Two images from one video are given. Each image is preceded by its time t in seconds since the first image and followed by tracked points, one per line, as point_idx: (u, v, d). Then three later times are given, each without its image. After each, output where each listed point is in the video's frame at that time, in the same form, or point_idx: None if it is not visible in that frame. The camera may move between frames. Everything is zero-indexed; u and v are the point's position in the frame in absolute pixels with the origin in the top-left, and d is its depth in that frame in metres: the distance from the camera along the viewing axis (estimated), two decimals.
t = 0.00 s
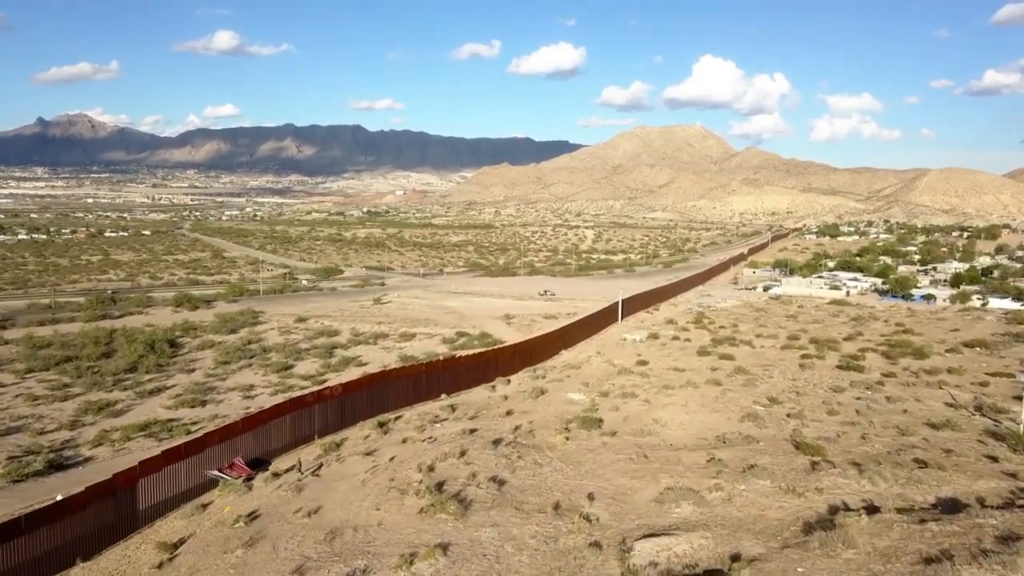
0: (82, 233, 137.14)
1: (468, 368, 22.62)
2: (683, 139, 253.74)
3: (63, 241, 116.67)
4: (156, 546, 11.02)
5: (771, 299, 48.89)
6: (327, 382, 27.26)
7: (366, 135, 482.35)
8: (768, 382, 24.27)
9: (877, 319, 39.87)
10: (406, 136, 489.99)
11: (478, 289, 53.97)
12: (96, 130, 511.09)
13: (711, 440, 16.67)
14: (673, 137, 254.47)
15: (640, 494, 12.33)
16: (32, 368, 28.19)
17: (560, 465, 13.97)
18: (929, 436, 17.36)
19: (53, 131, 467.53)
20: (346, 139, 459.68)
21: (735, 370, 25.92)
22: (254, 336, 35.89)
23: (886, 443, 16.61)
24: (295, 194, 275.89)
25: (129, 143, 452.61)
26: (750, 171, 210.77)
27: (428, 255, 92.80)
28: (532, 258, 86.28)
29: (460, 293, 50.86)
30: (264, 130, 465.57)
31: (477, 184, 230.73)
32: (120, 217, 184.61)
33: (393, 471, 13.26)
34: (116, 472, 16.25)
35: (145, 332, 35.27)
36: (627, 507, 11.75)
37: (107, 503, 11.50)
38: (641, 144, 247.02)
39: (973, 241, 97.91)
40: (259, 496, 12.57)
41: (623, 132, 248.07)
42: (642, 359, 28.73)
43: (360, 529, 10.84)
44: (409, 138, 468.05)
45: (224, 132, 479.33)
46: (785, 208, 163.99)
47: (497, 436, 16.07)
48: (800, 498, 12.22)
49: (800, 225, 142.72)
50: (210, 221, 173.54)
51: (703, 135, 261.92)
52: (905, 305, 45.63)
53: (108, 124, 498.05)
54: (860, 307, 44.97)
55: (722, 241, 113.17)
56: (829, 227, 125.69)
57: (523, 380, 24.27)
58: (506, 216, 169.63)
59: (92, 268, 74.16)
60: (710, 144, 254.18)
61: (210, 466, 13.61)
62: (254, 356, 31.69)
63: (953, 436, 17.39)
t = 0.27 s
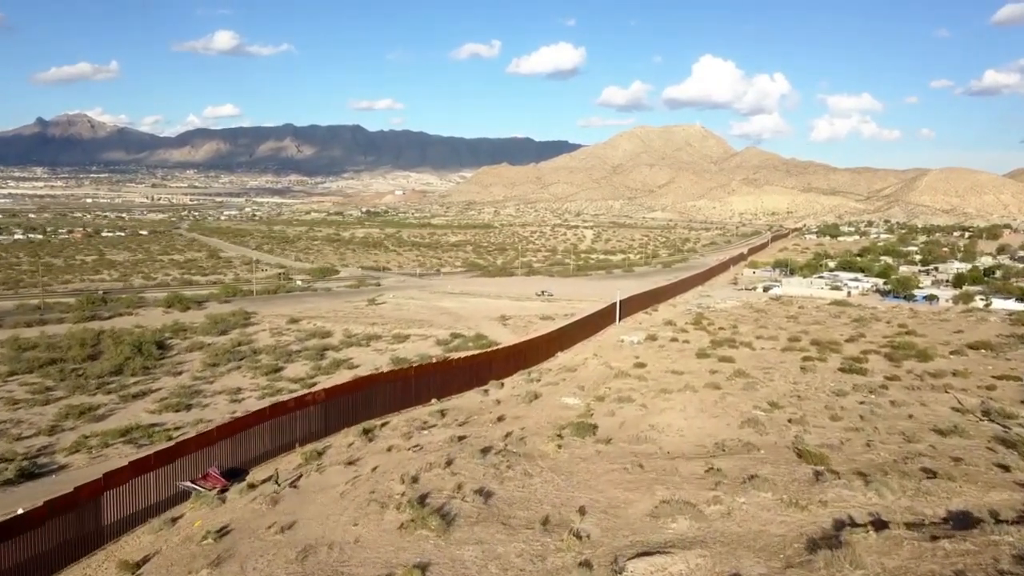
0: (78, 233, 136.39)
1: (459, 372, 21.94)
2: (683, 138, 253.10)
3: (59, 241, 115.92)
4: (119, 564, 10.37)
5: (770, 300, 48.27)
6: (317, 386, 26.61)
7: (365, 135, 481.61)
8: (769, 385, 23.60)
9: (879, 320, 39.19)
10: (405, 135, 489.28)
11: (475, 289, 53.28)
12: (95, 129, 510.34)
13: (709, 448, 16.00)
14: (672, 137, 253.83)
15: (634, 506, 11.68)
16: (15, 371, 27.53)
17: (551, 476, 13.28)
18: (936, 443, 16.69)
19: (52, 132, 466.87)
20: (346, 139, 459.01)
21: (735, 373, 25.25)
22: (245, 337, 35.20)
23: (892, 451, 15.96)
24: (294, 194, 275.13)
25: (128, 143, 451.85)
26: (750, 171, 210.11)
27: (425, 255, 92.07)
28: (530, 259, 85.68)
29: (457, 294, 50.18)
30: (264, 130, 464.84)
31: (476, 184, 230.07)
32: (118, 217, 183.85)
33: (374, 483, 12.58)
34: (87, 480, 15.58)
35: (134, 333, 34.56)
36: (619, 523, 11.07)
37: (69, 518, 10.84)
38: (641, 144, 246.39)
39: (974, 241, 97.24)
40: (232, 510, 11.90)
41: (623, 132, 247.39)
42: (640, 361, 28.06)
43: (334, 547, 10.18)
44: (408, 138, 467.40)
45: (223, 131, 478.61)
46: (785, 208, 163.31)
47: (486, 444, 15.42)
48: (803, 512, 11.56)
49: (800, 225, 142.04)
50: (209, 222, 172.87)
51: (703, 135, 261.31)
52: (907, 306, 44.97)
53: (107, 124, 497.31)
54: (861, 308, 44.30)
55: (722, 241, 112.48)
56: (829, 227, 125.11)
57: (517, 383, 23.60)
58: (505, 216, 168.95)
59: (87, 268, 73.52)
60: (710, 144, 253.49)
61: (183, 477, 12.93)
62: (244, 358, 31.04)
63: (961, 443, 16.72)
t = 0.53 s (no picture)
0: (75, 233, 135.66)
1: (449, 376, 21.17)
2: (683, 138, 252.34)
3: (54, 241, 115.10)
4: None
5: (771, 301, 47.55)
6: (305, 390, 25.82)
7: (365, 134, 480.86)
8: (769, 390, 22.86)
9: (881, 321, 38.41)
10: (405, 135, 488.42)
11: (471, 290, 52.53)
12: (94, 129, 509.43)
13: (708, 458, 15.25)
14: (672, 137, 253.13)
15: (627, 524, 10.94)
16: None
17: (541, 490, 12.52)
18: (945, 453, 15.93)
19: (51, 132, 466.07)
20: (345, 139, 458.16)
21: (735, 377, 24.48)
22: (234, 339, 34.42)
23: (899, 461, 15.22)
24: (293, 194, 274.32)
25: (127, 142, 451.06)
26: (750, 171, 209.35)
27: (423, 255, 91.30)
28: (528, 259, 84.97)
29: (452, 294, 49.38)
30: (263, 130, 464.02)
31: (475, 184, 229.27)
32: (116, 217, 183.02)
33: (352, 498, 11.84)
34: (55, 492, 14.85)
35: (120, 335, 33.81)
36: (610, 543, 10.33)
37: (19, 538, 10.12)
38: (640, 144, 245.63)
39: (976, 241, 96.50)
40: (197, 528, 11.14)
41: (622, 132, 246.65)
42: (637, 365, 27.30)
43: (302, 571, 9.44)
44: (407, 139, 466.63)
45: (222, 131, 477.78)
46: (785, 208, 162.55)
47: (473, 454, 14.66)
48: (808, 529, 10.82)
49: (800, 225, 141.26)
50: (206, 222, 172.03)
51: (702, 135, 260.58)
52: (910, 307, 44.20)
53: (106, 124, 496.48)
54: (863, 309, 43.54)
55: (722, 241, 111.68)
56: (829, 227, 124.35)
57: (510, 388, 22.83)
58: (504, 216, 168.12)
59: (80, 268, 72.75)
60: (709, 143, 252.64)
61: (148, 491, 12.22)
62: (232, 361, 30.29)
63: (972, 453, 15.96)
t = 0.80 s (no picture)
0: (72, 233, 135.14)
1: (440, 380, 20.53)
2: (683, 138, 251.79)
3: (50, 241, 114.45)
4: None
5: (771, 302, 46.99)
6: (295, 394, 25.25)
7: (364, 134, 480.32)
8: (771, 394, 22.30)
9: (883, 323, 37.83)
10: (405, 135, 487.83)
11: (468, 290, 51.97)
12: (93, 129, 508.81)
13: (708, 466, 14.63)
14: (672, 137, 252.60)
15: (621, 541, 10.34)
16: None
17: (531, 502, 11.94)
18: (953, 461, 15.33)
19: (50, 133, 465.47)
20: (345, 139, 457.66)
21: (735, 380, 23.89)
22: (225, 341, 33.79)
23: (905, 469, 14.65)
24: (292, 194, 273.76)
25: (126, 142, 450.55)
26: (750, 171, 208.81)
27: (421, 255, 90.71)
28: (527, 259, 84.45)
29: (449, 295, 48.82)
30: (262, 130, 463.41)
31: (475, 184, 228.75)
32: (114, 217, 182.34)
33: (332, 511, 11.28)
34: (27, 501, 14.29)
35: (109, 337, 33.22)
36: (602, 561, 9.74)
37: None
38: (640, 144, 245.11)
39: (977, 242, 95.94)
40: (167, 544, 10.58)
41: (622, 132, 246.12)
42: (634, 367, 26.75)
43: None
44: (407, 139, 466.25)
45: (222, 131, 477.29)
46: (785, 208, 161.99)
47: (462, 463, 14.09)
48: (812, 546, 10.23)
49: (800, 225, 140.68)
50: (205, 222, 171.47)
51: (702, 135, 260.05)
52: (912, 308, 43.63)
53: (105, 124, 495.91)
54: (864, 310, 42.95)
55: (722, 242, 111.07)
56: (830, 227, 123.83)
57: (504, 391, 22.29)
58: (503, 216, 167.60)
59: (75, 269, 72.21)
60: (709, 143, 252.02)
61: (119, 504, 11.66)
62: (222, 363, 29.71)
63: (982, 461, 15.36)
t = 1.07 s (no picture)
0: (68, 233, 134.52)
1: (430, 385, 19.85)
2: (682, 138, 251.27)
3: (46, 241, 113.68)
4: None
5: (771, 303, 46.31)
6: (284, 398, 24.58)
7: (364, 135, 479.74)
8: (773, 399, 21.63)
9: (886, 324, 37.17)
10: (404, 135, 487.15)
11: (464, 291, 51.30)
12: (92, 129, 508.28)
13: (707, 477, 13.97)
14: (672, 137, 251.98)
15: (613, 563, 9.67)
16: None
17: (519, 517, 11.29)
18: (963, 471, 14.67)
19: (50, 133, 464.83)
20: (344, 139, 457.20)
21: (735, 384, 23.22)
22: (215, 343, 33.13)
23: (914, 480, 13.99)
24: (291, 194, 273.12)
25: (126, 142, 449.90)
26: (750, 171, 208.22)
27: (419, 256, 90.06)
28: (526, 259, 83.86)
29: (445, 296, 48.17)
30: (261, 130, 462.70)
31: (474, 184, 228.24)
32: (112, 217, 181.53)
33: (308, 527, 10.62)
34: None
35: (96, 339, 32.54)
36: None
37: None
38: (640, 144, 244.49)
39: (978, 242, 95.32)
40: (130, 563, 9.92)
41: (621, 132, 245.50)
42: (632, 371, 26.08)
43: None
44: (407, 139, 465.67)
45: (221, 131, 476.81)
46: (784, 208, 161.37)
47: (449, 474, 13.43)
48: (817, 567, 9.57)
49: (800, 225, 140.00)
50: (203, 222, 170.95)
51: (702, 134, 259.45)
52: (915, 309, 42.96)
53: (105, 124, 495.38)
54: (866, 311, 42.28)
55: (721, 242, 110.47)
56: (830, 227, 123.22)
57: (497, 396, 21.63)
58: (503, 216, 167.02)
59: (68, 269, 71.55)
60: (709, 143, 251.49)
61: (82, 519, 11.02)
62: (210, 366, 29.04)
63: (993, 471, 14.70)
